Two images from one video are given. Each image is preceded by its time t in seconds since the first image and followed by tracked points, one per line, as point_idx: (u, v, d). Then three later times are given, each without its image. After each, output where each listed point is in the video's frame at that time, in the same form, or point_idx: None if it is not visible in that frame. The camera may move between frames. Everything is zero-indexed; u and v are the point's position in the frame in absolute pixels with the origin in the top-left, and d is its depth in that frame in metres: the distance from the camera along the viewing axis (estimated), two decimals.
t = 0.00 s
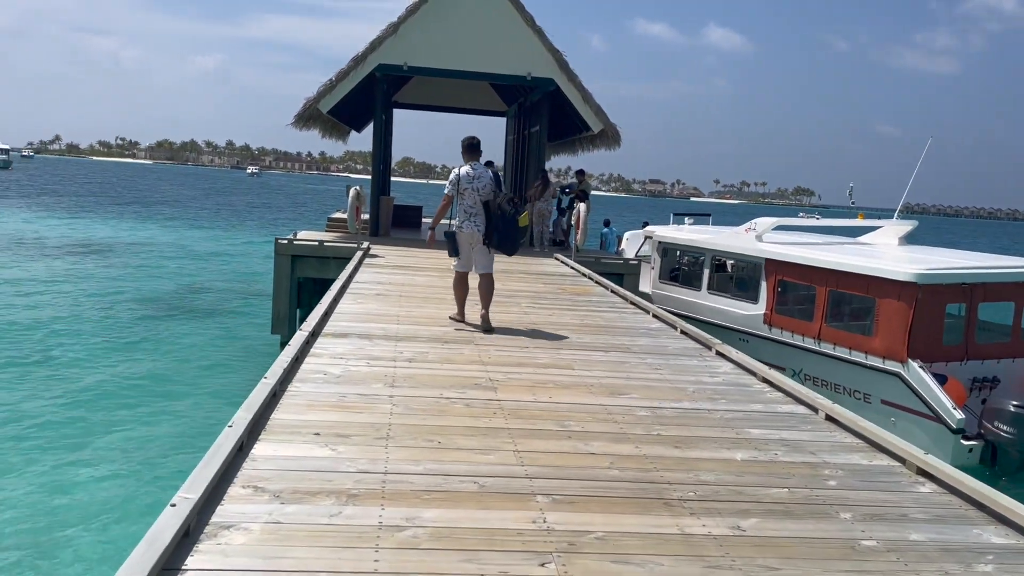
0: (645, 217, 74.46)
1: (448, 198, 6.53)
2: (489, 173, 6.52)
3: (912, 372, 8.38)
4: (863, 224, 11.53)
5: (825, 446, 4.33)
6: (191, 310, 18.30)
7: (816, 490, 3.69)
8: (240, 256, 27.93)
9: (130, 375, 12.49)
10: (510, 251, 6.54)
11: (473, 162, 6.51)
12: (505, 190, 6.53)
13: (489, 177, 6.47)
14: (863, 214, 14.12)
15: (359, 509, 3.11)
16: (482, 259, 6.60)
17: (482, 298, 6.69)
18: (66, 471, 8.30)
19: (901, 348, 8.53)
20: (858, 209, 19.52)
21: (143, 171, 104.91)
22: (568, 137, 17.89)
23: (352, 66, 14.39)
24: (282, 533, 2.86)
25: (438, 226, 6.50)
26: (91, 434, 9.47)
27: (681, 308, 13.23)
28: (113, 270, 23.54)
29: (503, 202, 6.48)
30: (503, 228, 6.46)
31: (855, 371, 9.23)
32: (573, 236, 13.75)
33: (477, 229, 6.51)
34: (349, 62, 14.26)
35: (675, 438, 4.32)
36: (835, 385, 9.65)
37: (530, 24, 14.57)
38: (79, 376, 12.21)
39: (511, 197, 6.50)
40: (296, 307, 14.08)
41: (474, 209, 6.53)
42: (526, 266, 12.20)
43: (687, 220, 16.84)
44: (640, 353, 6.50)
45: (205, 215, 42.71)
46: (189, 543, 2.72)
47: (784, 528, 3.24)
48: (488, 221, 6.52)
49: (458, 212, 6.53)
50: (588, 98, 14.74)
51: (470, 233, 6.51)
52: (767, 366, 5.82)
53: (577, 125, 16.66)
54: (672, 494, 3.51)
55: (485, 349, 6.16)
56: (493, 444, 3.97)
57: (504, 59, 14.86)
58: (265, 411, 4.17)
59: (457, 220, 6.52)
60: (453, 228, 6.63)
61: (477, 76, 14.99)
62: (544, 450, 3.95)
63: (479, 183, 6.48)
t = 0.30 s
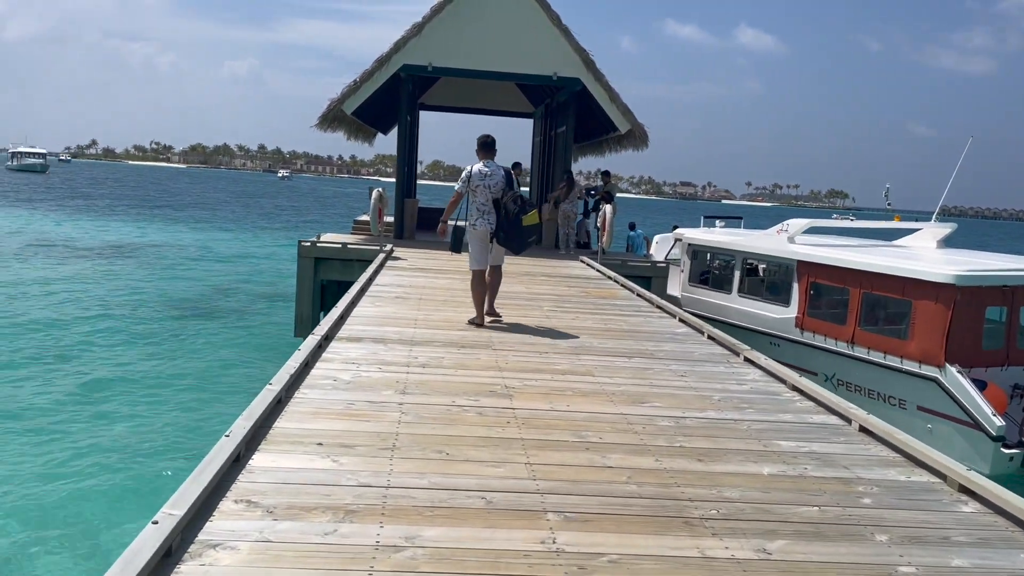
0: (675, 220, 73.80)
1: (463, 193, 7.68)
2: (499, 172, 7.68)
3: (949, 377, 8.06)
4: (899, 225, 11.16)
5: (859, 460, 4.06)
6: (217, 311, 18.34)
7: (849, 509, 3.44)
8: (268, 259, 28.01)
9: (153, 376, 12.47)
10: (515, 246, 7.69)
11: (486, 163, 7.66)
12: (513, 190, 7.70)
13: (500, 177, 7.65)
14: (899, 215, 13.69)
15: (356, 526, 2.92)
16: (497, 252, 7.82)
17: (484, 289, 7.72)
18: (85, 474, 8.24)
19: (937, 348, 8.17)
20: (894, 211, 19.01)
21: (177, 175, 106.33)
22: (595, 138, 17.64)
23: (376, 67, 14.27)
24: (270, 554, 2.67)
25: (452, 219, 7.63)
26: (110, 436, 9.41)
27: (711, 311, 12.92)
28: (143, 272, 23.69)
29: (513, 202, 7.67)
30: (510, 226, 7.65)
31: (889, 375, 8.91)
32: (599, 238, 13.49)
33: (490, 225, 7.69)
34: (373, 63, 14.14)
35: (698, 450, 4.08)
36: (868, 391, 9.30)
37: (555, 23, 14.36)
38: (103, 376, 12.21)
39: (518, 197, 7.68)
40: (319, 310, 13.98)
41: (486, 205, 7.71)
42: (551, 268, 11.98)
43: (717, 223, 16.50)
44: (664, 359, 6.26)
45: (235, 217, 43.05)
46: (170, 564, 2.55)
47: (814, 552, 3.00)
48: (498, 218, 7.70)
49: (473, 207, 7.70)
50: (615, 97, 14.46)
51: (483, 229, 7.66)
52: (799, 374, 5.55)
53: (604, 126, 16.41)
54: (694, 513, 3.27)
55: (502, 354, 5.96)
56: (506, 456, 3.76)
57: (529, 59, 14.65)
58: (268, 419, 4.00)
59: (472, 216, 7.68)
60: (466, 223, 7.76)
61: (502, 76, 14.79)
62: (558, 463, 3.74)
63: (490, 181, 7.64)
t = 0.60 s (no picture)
0: (704, 224, 73.20)
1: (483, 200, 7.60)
2: (519, 178, 7.52)
3: (988, 385, 7.82)
4: (935, 230, 10.78)
5: (897, 485, 3.79)
6: (242, 316, 18.35)
7: (885, 542, 3.18)
8: (294, 263, 28.08)
9: (175, 381, 12.46)
10: (532, 254, 7.48)
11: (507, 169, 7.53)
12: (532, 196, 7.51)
13: (517, 183, 7.47)
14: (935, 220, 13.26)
15: (350, 560, 2.74)
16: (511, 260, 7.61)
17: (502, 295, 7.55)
18: (104, 483, 8.18)
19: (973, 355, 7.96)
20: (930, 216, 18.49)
21: (208, 180, 107.83)
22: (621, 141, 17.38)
23: (398, 72, 14.11)
24: None
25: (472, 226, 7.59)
26: (130, 444, 9.37)
27: (739, 317, 12.62)
28: (170, 277, 23.81)
29: (529, 208, 7.43)
30: (527, 234, 7.44)
31: (924, 383, 8.64)
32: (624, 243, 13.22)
33: (508, 232, 7.56)
34: (396, 67, 13.99)
35: (723, 473, 3.84)
36: (901, 399, 9.00)
37: (581, 25, 14.11)
38: (126, 382, 12.22)
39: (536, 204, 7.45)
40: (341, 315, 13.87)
41: (504, 212, 7.56)
42: (575, 275, 11.76)
43: (746, 227, 16.16)
44: (689, 372, 6.00)
45: (264, 222, 43.31)
46: None
47: None
48: (517, 225, 7.54)
49: (491, 214, 7.59)
50: (641, 100, 14.18)
51: (501, 237, 7.56)
52: (829, 388, 5.27)
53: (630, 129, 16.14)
54: (716, 546, 3.03)
55: (519, 366, 5.75)
56: (516, 479, 3.56)
57: (554, 62, 14.42)
58: (268, 438, 3.81)
59: (491, 224, 7.59)
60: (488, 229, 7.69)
61: (526, 80, 14.57)
62: (572, 487, 3.51)
63: (510, 188, 7.51)
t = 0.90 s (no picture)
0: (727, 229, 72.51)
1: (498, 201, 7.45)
2: (535, 179, 7.39)
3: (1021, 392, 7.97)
4: (966, 234, 10.44)
5: (929, 509, 3.53)
6: (259, 319, 18.28)
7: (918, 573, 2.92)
8: (314, 267, 28.05)
9: (189, 383, 12.34)
10: (551, 253, 7.28)
11: (521, 170, 7.40)
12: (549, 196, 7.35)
13: (533, 183, 7.35)
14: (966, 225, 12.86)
15: None
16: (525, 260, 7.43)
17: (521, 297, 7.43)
18: (111, 487, 8.04)
19: (1005, 367, 8.18)
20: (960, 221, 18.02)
21: (232, 184, 108.65)
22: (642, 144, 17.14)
23: (416, 74, 13.93)
24: None
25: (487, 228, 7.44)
26: (139, 449, 9.25)
27: (762, 322, 12.37)
28: (190, 280, 23.84)
29: (549, 206, 7.27)
30: (544, 234, 7.27)
31: (955, 389, 8.75)
32: (644, 247, 12.96)
33: (523, 234, 7.39)
34: (413, 70, 13.80)
35: (742, 494, 3.59)
36: (929, 405, 9.08)
37: (601, 26, 13.86)
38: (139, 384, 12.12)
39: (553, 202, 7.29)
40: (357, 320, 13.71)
41: (520, 212, 7.41)
42: (593, 280, 11.51)
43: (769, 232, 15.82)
44: (708, 383, 5.75)
45: (285, 226, 43.41)
46: None
47: None
48: (533, 226, 7.37)
49: (506, 215, 7.42)
50: (662, 102, 13.91)
51: (517, 238, 7.39)
52: (855, 401, 5.02)
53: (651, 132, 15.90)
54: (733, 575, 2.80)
55: (531, 375, 5.53)
56: (520, 498, 3.34)
57: (574, 64, 14.17)
58: (259, 452, 3.63)
59: (506, 225, 7.42)
60: (502, 232, 7.52)
61: (546, 83, 14.34)
62: (578, 508, 3.29)
63: (525, 190, 7.38)
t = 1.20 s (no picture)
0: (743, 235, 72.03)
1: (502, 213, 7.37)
2: (538, 189, 7.30)
3: None
4: (986, 243, 10.15)
5: (953, 543, 3.28)
6: (270, 330, 18.18)
7: None
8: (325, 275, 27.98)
9: (198, 407, 12.26)
10: (552, 261, 7.09)
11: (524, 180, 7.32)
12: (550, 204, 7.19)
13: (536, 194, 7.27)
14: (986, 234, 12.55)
15: None
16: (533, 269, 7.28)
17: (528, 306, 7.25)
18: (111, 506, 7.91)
19: None
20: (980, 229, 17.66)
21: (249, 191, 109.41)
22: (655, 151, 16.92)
23: (425, 81, 13.73)
24: None
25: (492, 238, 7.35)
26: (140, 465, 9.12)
27: (775, 331, 12.11)
28: (201, 289, 23.80)
29: (549, 214, 7.09)
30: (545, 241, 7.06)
31: (974, 403, 8.56)
32: (655, 256, 12.73)
33: (526, 241, 7.24)
34: (422, 76, 13.60)
35: (750, 525, 3.35)
36: (947, 418, 8.89)
37: (612, 31, 13.63)
38: (148, 409, 12.04)
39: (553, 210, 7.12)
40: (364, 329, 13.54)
41: (524, 222, 7.29)
42: (603, 290, 11.28)
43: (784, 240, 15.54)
44: (718, 400, 5.51)
45: (299, 232, 43.43)
46: None
47: None
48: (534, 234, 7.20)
49: (509, 225, 7.31)
50: (675, 109, 13.66)
51: (520, 246, 7.25)
52: (873, 420, 4.77)
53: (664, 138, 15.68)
54: None
55: (532, 391, 5.30)
56: (512, 529, 3.12)
57: (586, 70, 13.93)
58: (238, 477, 3.43)
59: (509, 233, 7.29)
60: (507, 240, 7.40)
61: (557, 89, 14.10)
62: (573, 540, 3.07)
63: (528, 199, 7.28)
